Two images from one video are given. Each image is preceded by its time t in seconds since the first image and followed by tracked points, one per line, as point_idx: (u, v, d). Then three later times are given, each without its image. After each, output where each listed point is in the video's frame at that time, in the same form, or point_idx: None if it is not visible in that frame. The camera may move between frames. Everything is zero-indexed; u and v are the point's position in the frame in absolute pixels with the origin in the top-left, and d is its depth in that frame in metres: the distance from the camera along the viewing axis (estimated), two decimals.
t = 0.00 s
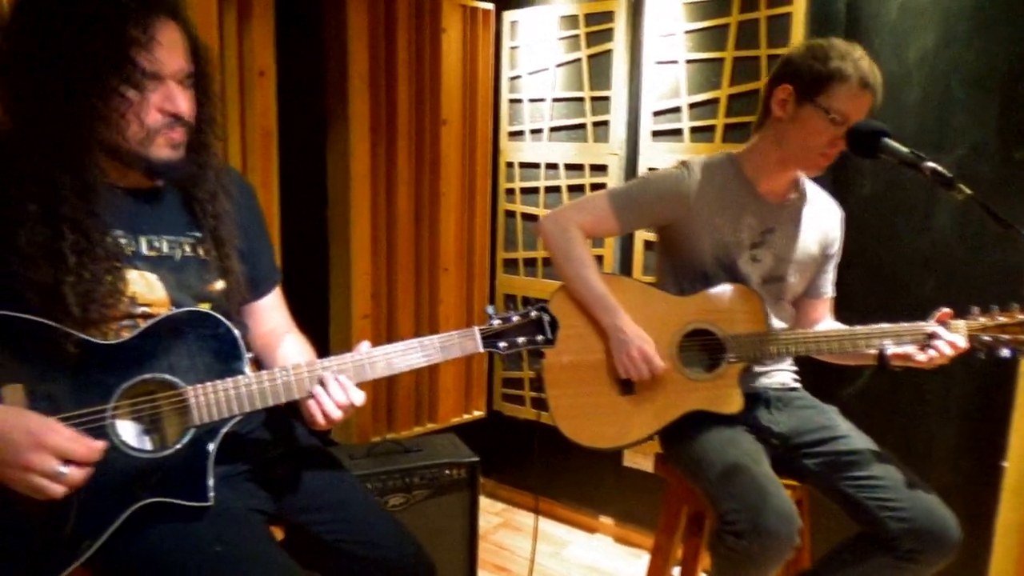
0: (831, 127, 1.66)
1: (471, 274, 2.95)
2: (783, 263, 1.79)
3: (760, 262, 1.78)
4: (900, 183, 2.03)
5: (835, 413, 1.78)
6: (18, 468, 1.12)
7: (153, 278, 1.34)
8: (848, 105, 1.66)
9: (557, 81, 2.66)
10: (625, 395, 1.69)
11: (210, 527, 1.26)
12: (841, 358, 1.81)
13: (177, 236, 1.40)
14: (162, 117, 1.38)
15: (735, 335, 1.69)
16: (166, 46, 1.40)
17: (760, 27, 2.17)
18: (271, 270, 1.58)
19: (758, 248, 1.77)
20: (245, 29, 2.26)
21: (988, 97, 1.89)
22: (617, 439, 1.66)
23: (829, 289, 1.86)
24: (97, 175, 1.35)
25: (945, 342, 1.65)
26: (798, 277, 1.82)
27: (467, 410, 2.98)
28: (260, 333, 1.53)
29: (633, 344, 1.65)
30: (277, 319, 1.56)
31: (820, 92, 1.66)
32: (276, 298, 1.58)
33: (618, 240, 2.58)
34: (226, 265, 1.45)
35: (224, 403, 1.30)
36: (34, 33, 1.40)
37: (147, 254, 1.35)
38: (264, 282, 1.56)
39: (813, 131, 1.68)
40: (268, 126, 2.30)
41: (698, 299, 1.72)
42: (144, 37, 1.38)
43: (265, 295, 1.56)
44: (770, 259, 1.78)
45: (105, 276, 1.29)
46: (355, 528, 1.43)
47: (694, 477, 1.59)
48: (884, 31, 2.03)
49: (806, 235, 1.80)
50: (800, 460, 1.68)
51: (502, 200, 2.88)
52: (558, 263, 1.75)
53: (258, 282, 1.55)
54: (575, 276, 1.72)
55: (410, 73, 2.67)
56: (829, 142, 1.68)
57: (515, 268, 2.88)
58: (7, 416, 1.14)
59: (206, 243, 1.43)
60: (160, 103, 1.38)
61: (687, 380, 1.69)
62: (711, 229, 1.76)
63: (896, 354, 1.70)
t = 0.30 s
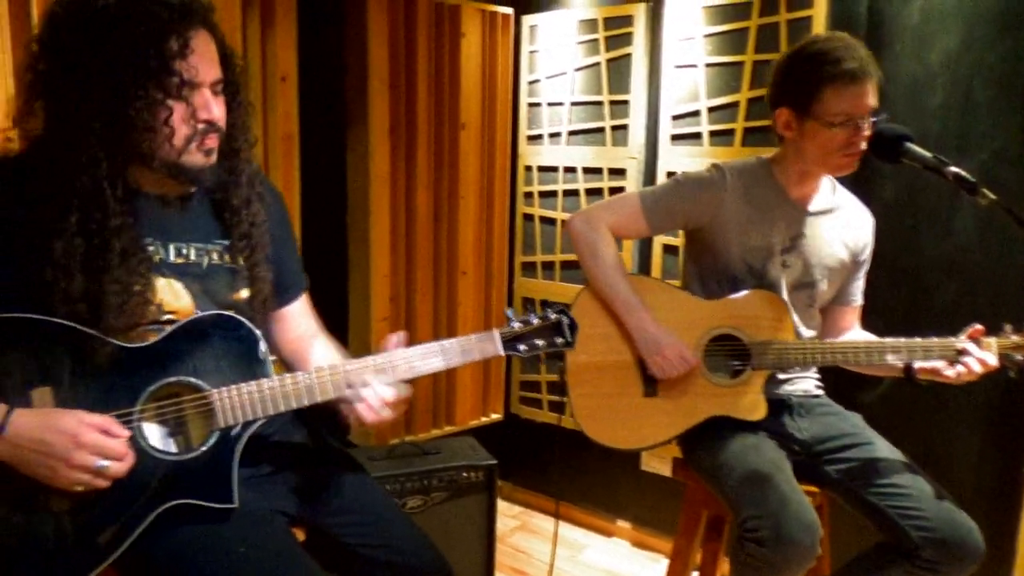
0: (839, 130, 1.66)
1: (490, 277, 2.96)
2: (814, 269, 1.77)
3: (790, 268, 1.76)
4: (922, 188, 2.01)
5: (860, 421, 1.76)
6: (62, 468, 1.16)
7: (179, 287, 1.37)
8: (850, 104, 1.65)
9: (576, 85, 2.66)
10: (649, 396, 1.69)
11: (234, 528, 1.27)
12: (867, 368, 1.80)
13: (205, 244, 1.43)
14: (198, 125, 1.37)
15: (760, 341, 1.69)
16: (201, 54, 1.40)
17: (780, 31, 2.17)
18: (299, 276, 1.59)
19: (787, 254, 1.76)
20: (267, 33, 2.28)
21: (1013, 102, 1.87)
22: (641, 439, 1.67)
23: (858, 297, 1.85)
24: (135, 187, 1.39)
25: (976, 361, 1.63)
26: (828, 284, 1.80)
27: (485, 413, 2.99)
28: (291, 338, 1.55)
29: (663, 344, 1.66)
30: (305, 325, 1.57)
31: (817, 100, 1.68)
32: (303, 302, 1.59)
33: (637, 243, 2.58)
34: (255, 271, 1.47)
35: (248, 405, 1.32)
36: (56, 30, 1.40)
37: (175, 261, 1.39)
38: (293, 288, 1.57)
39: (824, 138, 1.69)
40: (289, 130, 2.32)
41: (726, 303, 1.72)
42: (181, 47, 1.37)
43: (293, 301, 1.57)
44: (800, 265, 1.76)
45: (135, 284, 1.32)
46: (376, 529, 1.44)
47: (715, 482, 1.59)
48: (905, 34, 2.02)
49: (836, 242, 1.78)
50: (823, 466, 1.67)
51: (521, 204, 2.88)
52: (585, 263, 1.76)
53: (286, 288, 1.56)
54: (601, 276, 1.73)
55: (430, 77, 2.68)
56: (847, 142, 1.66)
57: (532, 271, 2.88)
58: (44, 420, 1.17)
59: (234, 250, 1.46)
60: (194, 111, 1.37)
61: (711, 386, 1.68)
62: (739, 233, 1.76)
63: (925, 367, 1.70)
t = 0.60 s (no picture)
0: (875, 129, 1.65)
1: (506, 280, 2.97)
2: (826, 273, 1.76)
3: (803, 272, 1.76)
4: (944, 190, 1.99)
5: (879, 425, 1.74)
6: (94, 464, 1.18)
7: (204, 287, 1.39)
8: (889, 104, 1.65)
9: (593, 88, 2.67)
10: (663, 402, 1.69)
11: (255, 527, 1.28)
12: (882, 370, 1.79)
13: (225, 245, 1.45)
14: (220, 139, 1.39)
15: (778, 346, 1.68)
16: (227, 69, 1.42)
17: (800, 34, 2.16)
18: (324, 271, 1.61)
19: (799, 258, 1.75)
20: (288, 37, 2.30)
21: None
22: (655, 444, 1.67)
23: (874, 301, 1.84)
24: (160, 193, 1.41)
25: (994, 360, 1.63)
26: (842, 288, 1.79)
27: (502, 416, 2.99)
28: (323, 332, 1.58)
29: (673, 352, 1.64)
30: (336, 319, 1.60)
31: (861, 93, 1.66)
32: (333, 298, 1.62)
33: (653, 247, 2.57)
34: (272, 270, 1.48)
35: (269, 407, 1.33)
36: (85, 39, 1.42)
37: (196, 262, 1.40)
38: (319, 284, 1.60)
39: (856, 134, 1.67)
40: (309, 133, 2.34)
41: (740, 308, 1.72)
42: (209, 64, 1.40)
43: (323, 296, 1.61)
44: (812, 268, 1.76)
45: (162, 284, 1.34)
46: (395, 531, 1.45)
47: (734, 487, 1.58)
48: (926, 37, 2.00)
49: (850, 245, 1.77)
50: (843, 471, 1.66)
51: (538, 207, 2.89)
52: (597, 268, 1.76)
53: (307, 288, 1.58)
54: (614, 280, 1.72)
55: (448, 81, 2.70)
56: (876, 142, 1.66)
57: (549, 274, 2.89)
58: (77, 418, 1.20)
59: (253, 250, 1.47)
60: (218, 124, 1.39)
61: (726, 389, 1.68)
62: (753, 237, 1.75)
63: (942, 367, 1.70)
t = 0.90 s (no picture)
0: (865, 148, 1.64)
1: (524, 282, 2.97)
2: (850, 279, 1.74)
3: (826, 277, 1.74)
4: (969, 195, 1.97)
5: (902, 429, 1.72)
6: (111, 460, 1.20)
7: (225, 288, 1.41)
8: (875, 122, 1.64)
9: (613, 91, 2.66)
10: (686, 401, 1.68)
11: (275, 526, 1.29)
12: (903, 374, 1.77)
13: (248, 249, 1.46)
14: (245, 154, 1.41)
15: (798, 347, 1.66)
16: (257, 87, 1.42)
17: (822, 37, 2.15)
18: (336, 284, 1.61)
19: (822, 263, 1.74)
20: (310, 39, 2.32)
21: None
22: (677, 445, 1.65)
23: (897, 307, 1.81)
24: (185, 202, 1.40)
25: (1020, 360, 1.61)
26: (866, 294, 1.77)
27: (519, 418, 2.99)
28: (327, 344, 1.58)
29: (699, 347, 1.64)
30: (341, 331, 1.60)
31: (843, 117, 1.66)
32: (341, 308, 1.62)
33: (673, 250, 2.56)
34: (293, 280, 1.49)
35: (288, 405, 1.34)
36: (112, 39, 1.44)
37: (219, 265, 1.42)
38: (330, 293, 1.60)
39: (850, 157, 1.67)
40: (330, 135, 2.35)
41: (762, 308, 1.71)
42: (239, 84, 1.39)
43: (331, 306, 1.60)
44: (835, 273, 1.74)
45: (189, 280, 1.36)
46: (412, 531, 1.45)
47: (755, 491, 1.57)
48: (952, 40, 1.98)
49: (873, 251, 1.75)
50: (864, 475, 1.65)
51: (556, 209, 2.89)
52: (619, 270, 1.76)
53: (323, 297, 1.59)
54: (636, 281, 1.72)
55: (468, 84, 2.70)
56: (875, 159, 1.65)
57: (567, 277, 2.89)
58: (97, 415, 1.22)
59: (274, 258, 1.48)
60: (243, 139, 1.40)
61: (747, 391, 1.66)
62: (774, 242, 1.74)
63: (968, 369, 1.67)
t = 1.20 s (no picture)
0: (891, 151, 1.61)
1: (540, 283, 2.96)
2: (871, 281, 1.72)
3: (847, 277, 1.72)
4: (993, 197, 1.94)
5: (924, 438, 1.69)
6: (128, 466, 1.21)
7: (244, 283, 1.41)
8: (901, 125, 1.60)
9: (631, 91, 2.65)
10: (701, 403, 1.66)
11: (290, 525, 1.29)
12: (924, 380, 1.75)
13: (267, 245, 1.46)
14: (251, 142, 1.39)
15: (816, 349, 1.65)
16: (262, 74, 1.41)
17: (843, 37, 2.12)
18: (358, 281, 1.62)
19: (843, 263, 1.71)
20: (328, 40, 2.33)
21: None
22: (689, 448, 1.64)
23: (918, 311, 1.79)
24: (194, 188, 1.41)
25: None
26: (887, 296, 1.74)
27: (535, 420, 2.99)
28: (350, 342, 1.59)
29: (715, 350, 1.63)
30: (364, 328, 1.60)
31: (869, 118, 1.63)
32: (365, 306, 1.63)
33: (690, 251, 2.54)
34: (310, 274, 1.49)
35: (305, 404, 1.34)
36: (133, 39, 1.45)
37: (238, 259, 1.42)
38: (351, 291, 1.60)
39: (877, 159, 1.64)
40: (347, 136, 2.36)
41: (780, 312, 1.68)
42: (241, 68, 1.39)
43: (354, 304, 1.61)
44: (857, 274, 1.72)
45: (201, 278, 1.36)
46: (427, 533, 1.44)
47: (771, 494, 1.55)
48: (976, 39, 1.95)
49: (895, 253, 1.73)
50: (881, 481, 1.63)
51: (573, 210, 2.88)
52: (637, 268, 1.74)
53: (343, 293, 1.59)
54: (654, 280, 1.70)
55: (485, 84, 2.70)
56: (902, 162, 1.62)
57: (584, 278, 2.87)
58: (116, 420, 1.23)
59: (292, 253, 1.48)
60: (249, 127, 1.39)
61: (763, 394, 1.65)
62: (795, 240, 1.72)
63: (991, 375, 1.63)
